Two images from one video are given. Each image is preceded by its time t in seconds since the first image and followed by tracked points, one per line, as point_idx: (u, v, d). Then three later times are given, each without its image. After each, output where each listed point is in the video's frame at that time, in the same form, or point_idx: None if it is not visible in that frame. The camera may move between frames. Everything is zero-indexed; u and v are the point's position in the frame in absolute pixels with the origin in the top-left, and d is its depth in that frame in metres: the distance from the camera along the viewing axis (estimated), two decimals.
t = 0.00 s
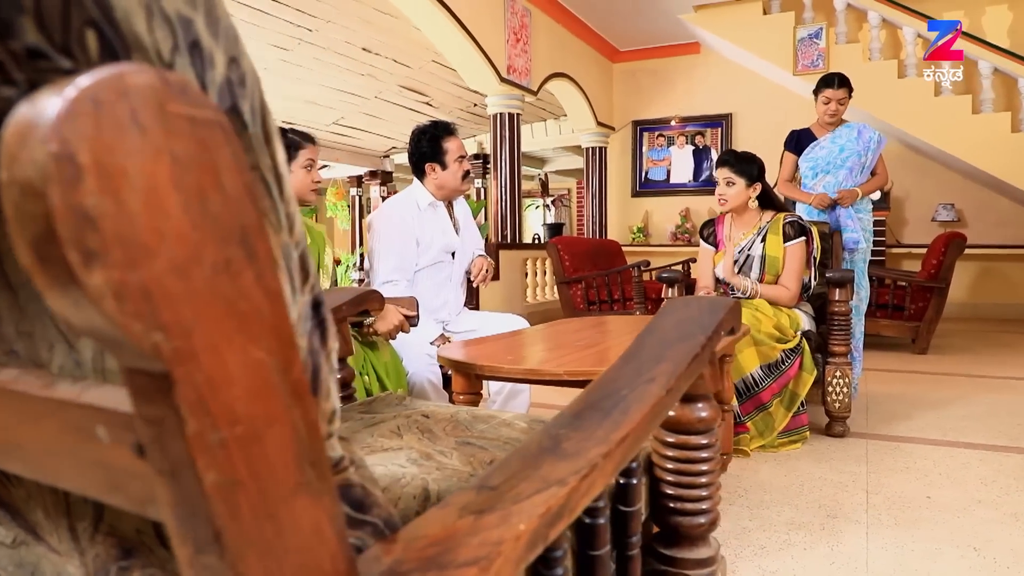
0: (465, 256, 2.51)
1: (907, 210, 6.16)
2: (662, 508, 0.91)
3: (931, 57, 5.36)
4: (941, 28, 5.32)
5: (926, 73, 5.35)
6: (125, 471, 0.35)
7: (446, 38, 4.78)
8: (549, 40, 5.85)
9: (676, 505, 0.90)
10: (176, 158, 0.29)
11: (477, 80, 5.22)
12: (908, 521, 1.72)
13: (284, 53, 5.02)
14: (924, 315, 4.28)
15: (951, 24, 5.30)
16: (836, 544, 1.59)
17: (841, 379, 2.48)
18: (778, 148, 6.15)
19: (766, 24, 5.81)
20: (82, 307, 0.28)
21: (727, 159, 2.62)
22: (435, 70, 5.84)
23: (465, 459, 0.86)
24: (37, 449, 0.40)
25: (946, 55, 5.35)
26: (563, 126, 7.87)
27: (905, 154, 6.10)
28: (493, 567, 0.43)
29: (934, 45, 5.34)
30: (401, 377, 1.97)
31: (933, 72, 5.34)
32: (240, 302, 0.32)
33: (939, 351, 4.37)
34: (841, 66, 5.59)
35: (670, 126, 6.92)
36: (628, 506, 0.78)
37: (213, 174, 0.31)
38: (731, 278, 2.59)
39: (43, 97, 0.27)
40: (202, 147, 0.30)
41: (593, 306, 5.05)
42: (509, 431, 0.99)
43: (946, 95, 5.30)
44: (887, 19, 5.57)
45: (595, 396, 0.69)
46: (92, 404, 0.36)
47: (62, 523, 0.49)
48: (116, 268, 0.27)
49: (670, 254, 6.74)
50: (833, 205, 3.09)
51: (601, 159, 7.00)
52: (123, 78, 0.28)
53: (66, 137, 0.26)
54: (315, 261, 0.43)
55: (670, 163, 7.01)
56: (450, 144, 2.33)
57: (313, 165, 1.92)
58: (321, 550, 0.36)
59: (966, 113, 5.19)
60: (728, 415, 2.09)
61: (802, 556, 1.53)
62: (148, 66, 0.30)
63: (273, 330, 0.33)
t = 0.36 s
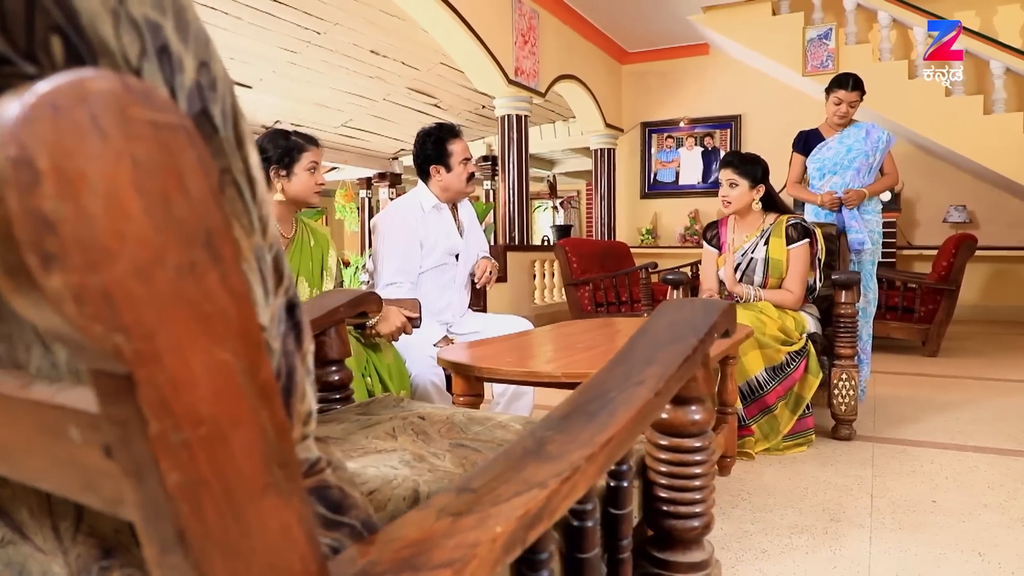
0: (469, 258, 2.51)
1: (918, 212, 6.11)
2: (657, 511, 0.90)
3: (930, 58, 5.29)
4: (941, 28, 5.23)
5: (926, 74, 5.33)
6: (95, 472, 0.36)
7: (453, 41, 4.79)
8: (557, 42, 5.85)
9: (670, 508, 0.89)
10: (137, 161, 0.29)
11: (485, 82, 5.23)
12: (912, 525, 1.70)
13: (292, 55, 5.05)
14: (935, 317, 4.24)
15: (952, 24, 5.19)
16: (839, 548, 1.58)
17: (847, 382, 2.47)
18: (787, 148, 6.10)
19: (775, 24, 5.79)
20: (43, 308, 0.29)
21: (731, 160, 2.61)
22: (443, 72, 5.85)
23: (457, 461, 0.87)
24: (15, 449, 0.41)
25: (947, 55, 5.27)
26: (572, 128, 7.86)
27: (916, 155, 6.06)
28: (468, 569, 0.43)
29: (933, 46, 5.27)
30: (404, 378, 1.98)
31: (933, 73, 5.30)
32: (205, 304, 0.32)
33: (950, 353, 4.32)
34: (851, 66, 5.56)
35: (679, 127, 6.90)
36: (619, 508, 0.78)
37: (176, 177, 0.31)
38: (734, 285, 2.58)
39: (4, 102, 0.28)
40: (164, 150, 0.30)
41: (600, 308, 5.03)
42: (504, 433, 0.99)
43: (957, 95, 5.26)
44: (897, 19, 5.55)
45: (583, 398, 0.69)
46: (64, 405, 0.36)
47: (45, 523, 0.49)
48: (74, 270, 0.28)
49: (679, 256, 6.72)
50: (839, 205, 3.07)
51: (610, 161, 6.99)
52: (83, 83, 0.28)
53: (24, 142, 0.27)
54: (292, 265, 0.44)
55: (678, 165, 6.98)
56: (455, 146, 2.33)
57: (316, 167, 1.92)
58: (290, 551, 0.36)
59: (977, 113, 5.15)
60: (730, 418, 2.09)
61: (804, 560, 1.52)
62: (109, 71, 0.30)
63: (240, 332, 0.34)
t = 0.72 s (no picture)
0: (473, 261, 2.51)
1: (930, 214, 6.06)
2: (651, 515, 0.90)
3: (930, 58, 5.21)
4: (940, 28, 5.09)
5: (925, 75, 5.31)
6: (69, 470, 0.36)
7: (460, 43, 4.80)
8: (566, 44, 5.84)
9: (664, 512, 0.89)
10: (101, 165, 0.30)
11: (493, 85, 5.23)
12: (917, 530, 1.69)
13: (301, 58, 5.07)
14: (945, 320, 4.21)
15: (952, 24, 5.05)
16: (842, 553, 1.57)
17: (854, 385, 2.45)
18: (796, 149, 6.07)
19: (784, 26, 5.76)
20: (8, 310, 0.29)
21: (741, 161, 2.59)
22: (452, 76, 5.87)
23: (451, 464, 0.87)
24: None
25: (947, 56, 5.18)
26: (581, 130, 7.85)
27: (927, 156, 6.01)
28: (445, 571, 0.43)
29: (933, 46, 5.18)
30: (407, 381, 1.99)
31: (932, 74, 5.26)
32: (173, 306, 0.32)
33: (961, 357, 4.29)
34: (861, 67, 5.53)
35: (688, 129, 6.88)
36: (611, 512, 0.78)
37: (143, 181, 0.31)
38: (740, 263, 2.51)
39: None
40: (129, 153, 0.31)
41: (609, 310, 5.02)
42: (500, 436, 0.99)
43: (969, 96, 5.21)
44: (908, 20, 5.46)
45: (572, 400, 0.69)
46: (37, 407, 0.37)
47: (31, 523, 0.50)
48: (39, 275, 0.29)
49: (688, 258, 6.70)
50: (846, 207, 3.05)
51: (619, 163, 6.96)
52: (45, 90, 0.29)
53: None
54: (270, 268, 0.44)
55: (688, 167, 6.96)
56: (460, 149, 2.33)
57: (321, 171, 1.93)
58: (265, 555, 0.37)
59: (989, 114, 5.10)
60: (735, 421, 2.08)
61: (807, 564, 1.52)
62: (75, 78, 0.31)
63: (210, 336, 0.34)
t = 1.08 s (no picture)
0: (477, 263, 2.51)
1: (939, 215, 6.03)
2: (647, 518, 0.89)
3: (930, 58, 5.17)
4: (940, 28, 5.04)
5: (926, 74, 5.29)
6: (50, 470, 0.36)
7: (466, 44, 4.81)
8: (573, 45, 5.84)
9: (660, 515, 0.88)
10: (76, 168, 0.30)
11: (500, 87, 5.24)
12: (921, 534, 1.69)
13: (309, 61, 5.10)
14: (954, 322, 4.19)
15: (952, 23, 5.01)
16: (845, 556, 1.56)
17: (859, 388, 2.43)
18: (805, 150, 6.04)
19: (792, 27, 5.74)
20: None
21: (750, 156, 2.60)
22: (459, 77, 5.88)
23: (446, 465, 0.87)
24: None
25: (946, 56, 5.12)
26: (589, 131, 7.84)
27: (937, 157, 5.97)
28: (427, 572, 0.43)
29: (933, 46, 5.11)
30: (411, 382, 1.99)
31: (932, 72, 5.25)
32: (149, 308, 0.33)
33: (970, 359, 4.26)
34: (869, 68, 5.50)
35: (696, 130, 6.86)
36: (605, 514, 0.77)
37: (118, 185, 0.32)
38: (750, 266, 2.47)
39: None
40: (105, 157, 0.31)
41: (615, 312, 5.01)
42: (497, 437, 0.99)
43: (978, 96, 5.18)
44: (916, 19, 5.43)
45: (564, 402, 0.69)
46: (20, 407, 0.37)
47: (21, 523, 0.50)
48: (15, 276, 0.30)
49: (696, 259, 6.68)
50: (854, 208, 3.03)
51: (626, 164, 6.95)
52: (20, 94, 0.30)
53: None
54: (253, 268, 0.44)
55: (695, 168, 6.94)
56: (464, 151, 2.33)
57: (324, 172, 1.94)
58: (243, 555, 0.37)
59: (998, 114, 5.07)
60: (739, 423, 2.06)
61: (809, 567, 1.51)
62: (51, 82, 0.31)
63: (187, 337, 0.34)
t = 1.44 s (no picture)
0: (476, 262, 2.50)
1: (942, 214, 6.01)
2: (638, 518, 0.89)
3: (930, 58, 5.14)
4: (940, 27, 5.02)
5: (926, 74, 5.27)
6: (26, 468, 0.37)
7: (467, 44, 4.81)
8: (575, 45, 5.84)
9: (650, 515, 0.88)
10: (46, 169, 0.31)
11: (501, 86, 5.23)
12: (919, 535, 1.68)
13: (310, 61, 5.10)
14: (956, 322, 4.18)
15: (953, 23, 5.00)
16: (842, 557, 1.56)
17: (859, 388, 2.43)
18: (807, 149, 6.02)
19: (794, 27, 5.73)
20: None
21: (751, 155, 2.60)
22: (461, 77, 5.88)
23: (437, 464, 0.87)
24: None
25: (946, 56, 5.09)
26: (591, 131, 7.83)
27: (941, 157, 5.95)
28: (404, 572, 0.43)
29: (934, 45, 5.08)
30: (408, 382, 2.00)
31: (933, 72, 5.22)
32: (120, 309, 0.33)
33: (973, 359, 4.25)
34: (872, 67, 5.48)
35: (698, 130, 6.84)
36: (594, 514, 0.77)
37: (90, 185, 0.32)
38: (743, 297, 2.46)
39: None
40: (75, 158, 0.31)
41: (617, 312, 5.00)
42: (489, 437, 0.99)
43: (981, 96, 5.17)
44: (918, 18, 5.41)
45: (550, 402, 0.68)
46: None
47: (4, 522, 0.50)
48: None
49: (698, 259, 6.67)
50: (855, 208, 3.02)
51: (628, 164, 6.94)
52: None
53: None
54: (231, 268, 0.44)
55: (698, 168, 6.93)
56: (462, 151, 2.33)
57: (322, 172, 1.94)
58: (216, 554, 0.37)
59: (1002, 114, 5.05)
60: (737, 423, 2.05)
61: (806, 567, 1.51)
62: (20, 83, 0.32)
63: (159, 336, 0.34)
